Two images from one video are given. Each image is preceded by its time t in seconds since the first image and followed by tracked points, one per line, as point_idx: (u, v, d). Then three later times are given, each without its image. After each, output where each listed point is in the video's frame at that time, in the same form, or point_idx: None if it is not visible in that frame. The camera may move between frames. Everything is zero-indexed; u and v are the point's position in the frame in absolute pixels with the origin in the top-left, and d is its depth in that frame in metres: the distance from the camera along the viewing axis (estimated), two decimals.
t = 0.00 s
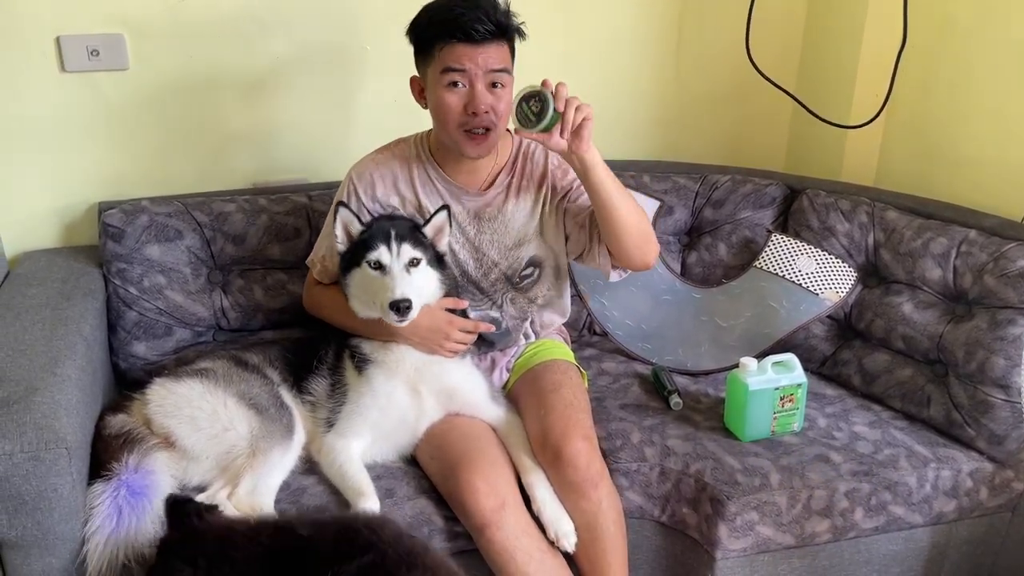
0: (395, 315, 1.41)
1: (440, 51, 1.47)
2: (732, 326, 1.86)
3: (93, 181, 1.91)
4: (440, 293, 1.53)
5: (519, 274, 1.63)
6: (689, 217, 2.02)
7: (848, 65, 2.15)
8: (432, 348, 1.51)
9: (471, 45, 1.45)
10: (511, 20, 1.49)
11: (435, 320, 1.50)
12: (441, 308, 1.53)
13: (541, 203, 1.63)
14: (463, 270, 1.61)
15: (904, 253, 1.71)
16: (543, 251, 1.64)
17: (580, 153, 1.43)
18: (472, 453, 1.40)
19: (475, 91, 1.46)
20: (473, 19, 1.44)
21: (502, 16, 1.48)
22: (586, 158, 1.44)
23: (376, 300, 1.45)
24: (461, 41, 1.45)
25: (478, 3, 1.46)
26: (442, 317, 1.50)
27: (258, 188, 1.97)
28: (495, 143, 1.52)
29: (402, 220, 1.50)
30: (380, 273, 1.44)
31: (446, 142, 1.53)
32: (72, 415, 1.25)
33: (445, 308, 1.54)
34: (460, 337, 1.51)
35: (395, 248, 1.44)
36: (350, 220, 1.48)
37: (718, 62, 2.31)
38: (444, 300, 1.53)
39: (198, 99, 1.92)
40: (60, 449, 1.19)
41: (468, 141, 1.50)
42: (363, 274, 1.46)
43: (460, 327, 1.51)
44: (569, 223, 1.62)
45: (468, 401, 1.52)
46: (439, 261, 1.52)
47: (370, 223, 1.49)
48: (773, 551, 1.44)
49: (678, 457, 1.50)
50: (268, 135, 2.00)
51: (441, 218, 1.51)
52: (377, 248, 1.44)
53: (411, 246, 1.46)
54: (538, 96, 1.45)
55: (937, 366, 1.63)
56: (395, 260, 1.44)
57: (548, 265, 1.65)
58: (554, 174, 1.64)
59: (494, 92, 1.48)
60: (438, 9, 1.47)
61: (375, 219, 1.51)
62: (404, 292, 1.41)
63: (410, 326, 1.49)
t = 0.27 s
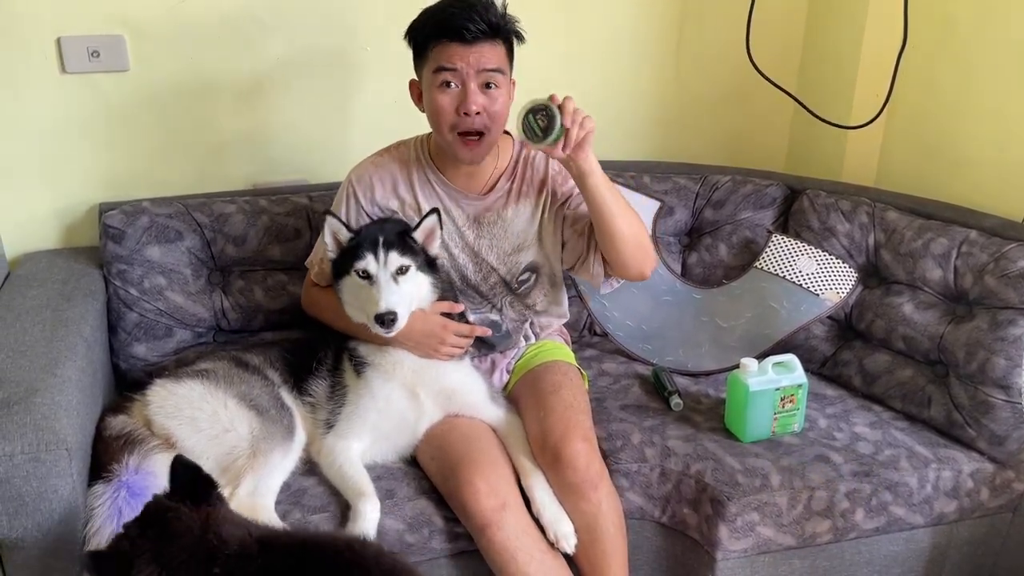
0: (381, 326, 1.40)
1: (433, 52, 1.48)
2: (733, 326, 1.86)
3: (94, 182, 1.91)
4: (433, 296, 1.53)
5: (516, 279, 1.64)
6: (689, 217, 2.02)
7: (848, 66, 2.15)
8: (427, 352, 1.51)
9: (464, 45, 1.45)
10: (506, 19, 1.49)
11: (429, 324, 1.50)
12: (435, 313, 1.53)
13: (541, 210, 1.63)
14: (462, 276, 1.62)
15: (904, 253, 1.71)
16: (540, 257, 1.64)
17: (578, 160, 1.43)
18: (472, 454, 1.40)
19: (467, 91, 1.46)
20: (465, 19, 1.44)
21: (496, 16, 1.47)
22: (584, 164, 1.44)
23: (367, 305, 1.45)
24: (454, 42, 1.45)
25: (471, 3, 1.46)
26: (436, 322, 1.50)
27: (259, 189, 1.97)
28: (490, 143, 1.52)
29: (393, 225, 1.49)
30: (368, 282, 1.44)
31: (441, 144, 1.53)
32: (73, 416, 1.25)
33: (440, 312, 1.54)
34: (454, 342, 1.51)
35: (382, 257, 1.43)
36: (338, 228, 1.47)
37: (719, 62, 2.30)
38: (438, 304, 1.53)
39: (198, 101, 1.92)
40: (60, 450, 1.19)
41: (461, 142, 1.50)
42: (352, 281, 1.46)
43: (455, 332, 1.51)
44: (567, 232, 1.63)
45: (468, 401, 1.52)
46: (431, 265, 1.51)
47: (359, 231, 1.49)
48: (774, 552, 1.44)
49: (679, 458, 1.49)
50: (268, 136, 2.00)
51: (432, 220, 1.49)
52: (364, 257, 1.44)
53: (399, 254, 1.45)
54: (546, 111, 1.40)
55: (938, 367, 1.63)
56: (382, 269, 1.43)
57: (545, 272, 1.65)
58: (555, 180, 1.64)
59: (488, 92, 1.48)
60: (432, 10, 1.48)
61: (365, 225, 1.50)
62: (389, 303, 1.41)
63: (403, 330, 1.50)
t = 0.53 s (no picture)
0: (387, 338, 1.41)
1: (434, 52, 1.47)
2: (733, 327, 1.86)
3: (94, 183, 1.91)
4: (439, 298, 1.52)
5: (517, 281, 1.64)
6: (690, 218, 2.02)
7: (848, 66, 2.15)
8: (431, 354, 1.50)
9: (464, 46, 1.45)
10: (507, 19, 1.49)
11: (433, 327, 1.50)
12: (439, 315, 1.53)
13: (542, 211, 1.63)
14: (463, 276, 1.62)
15: (905, 254, 1.71)
16: (541, 258, 1.64)
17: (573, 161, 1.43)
18: (472, 454, 1.40)
19: (466, 92, 1.46)
20: (466, 20, 1.44)
21: (497, 16, 1.47)
22: (577, 162, 1.43)
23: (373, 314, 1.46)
24: (454, 42, 1.45)
25: (472, 4, 1.45)
26: (440, 325, 1.50)
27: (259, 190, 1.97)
28: (489, 144, 1.52)
29: (397, 231, 1.49)
30: (374, 290, 1.44)
31: (442, 145, 1.53)
32: (73, 417, 1.25)
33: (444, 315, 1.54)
34: (458, 344, 1.51)
35: (389, 266, 1.43)
36: (342, 235, 1.47)
37: (719, 62, 2.30)
38: (442, 306, 1.53)
39: (198, 102, 1.92)
40: (61, 451, 1.18)
41: (461, 142, 1.50)
42: (357, 288, 1.46)
43: (459, 334, 1.51)
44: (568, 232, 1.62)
45: (468, 402, 1.52)
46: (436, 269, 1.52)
47: (363, 237, 1.48)
48: (775, 553, 1.43)
49: (680, 459, 1.49)
50: (268, 137, 2.00)
51: (437, 225, 1.49)
52: (370, 265, 1.44)
53: (405, 262, 1.45)
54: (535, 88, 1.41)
55: (938, 367, 1.63)
56: (388, 278, 1.43)
57: (547, 274, 1.65)
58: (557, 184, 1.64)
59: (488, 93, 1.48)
60: (434, 11, 1.48)
61: (368, 230, 1.50)
62: (397, 316, 1.41)
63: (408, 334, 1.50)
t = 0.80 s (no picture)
0: (417, 351, 1.39)
1: (429, 53, 1.47)
2: (733, 327, 1.86)
3: (93, 184, 1.91)
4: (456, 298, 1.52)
5: (518, 281, 1.64)
6: (689, 218, 2.02)
7: (848, 67, 2.15)
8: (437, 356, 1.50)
9: (459, 46, 1.45)
10: (501, 19, 1.49)
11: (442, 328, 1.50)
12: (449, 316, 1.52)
13: (542, 212, 1.64)
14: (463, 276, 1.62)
15: (905, 254, 1.71)
16: (542, 259, 1.65)
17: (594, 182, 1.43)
18: (473, 455, 1.41)
19: (463, 92, 1.46)
20: (461, 20, 1.44)
21: (492, 16, 1.47)
22: (599, 186, 1.44)
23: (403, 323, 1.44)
24: (449, 42, 1.45)
25: (466, 4, 1.46)
26: (449, 325, 1.51)
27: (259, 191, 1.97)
28: (487, 144, 1.52)
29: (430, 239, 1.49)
30: (406, 300, 1.41)
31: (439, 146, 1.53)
32: (73, 419, 1.25)
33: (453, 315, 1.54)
34: (466, 343, 1.52)
35: (425, 277, 1.41)
36: (378, 236, 1.45)
37: (718, 62, 2.30)
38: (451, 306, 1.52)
39: (198, 103, 1.92)
40: (61, 453, 1.18)
41: (458, 143, 1.50)
42: (387, 295, 1.43)
43: (466, 332, 1.52)
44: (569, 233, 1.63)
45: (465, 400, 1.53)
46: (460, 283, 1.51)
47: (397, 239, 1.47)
48: (775, 553, 1.43)
49: (680, 459, 1.49)
50: (268, 138, 2.00)
51: (468, 240, 1.50)
52: (405, 273, 1.41)
53: (439, 275, 1.44)
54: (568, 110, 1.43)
55: (938, 368, 1.63)
56: (423, 289, 1.41)
57: (546, 275, 1.65)
58: (557, 184, 1.64)
59: (485, 93, 1.48)
60: (428, 12, 1.48)
61: (400, 230, 1.49)
62: (428, 328, 1.39)
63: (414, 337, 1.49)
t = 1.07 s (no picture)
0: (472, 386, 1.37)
1: (427, 51, 1.47)
2: (733, 326, 1.86)
3: (93, 184, 1.91)
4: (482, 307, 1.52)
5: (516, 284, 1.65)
6: (689, 217, 2.02)
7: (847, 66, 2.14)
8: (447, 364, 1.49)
9: (456, 42, 1.44)
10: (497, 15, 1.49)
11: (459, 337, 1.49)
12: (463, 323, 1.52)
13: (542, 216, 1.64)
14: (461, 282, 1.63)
15: (904, 253, 1.71)
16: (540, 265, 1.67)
17: (591, 196, 1.46)
18: (471, 457, 1.41)
19: (463, 87, 1.45)
20: (458, 16, 1.44)
21: (487, 12, 1.47)
22: (595, 201, 1.47)
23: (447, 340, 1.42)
24: (446, 38, 1.44)
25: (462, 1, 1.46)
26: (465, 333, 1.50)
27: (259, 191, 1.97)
28: (488, 141, 1.51)
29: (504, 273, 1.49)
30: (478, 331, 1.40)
31: (441, 144, 1.51)
32: (71, 419, 1.25)
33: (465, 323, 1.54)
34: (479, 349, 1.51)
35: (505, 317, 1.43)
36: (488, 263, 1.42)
37: (717, 62, 2.30)
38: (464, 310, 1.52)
39: (196, 103, 1.92)
40: (60, 453, 1.18)
41: (460, 140, 1.48)
42: (464, 320, 1.40)
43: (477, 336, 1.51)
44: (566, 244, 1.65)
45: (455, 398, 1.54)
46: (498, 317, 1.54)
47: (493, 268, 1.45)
48: (775, 552, 1.43)
49: (679, 459, 1.49)
50: (267, 138, 2.00)
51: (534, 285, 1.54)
52: (496, 309, 1.41)
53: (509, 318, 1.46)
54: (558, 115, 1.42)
55: (938, 367, 1.62)
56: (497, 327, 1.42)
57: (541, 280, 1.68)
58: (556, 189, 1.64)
59: (484, 89, 1.47)
60: (423, 11, 1.48)
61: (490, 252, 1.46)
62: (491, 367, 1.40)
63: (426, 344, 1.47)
